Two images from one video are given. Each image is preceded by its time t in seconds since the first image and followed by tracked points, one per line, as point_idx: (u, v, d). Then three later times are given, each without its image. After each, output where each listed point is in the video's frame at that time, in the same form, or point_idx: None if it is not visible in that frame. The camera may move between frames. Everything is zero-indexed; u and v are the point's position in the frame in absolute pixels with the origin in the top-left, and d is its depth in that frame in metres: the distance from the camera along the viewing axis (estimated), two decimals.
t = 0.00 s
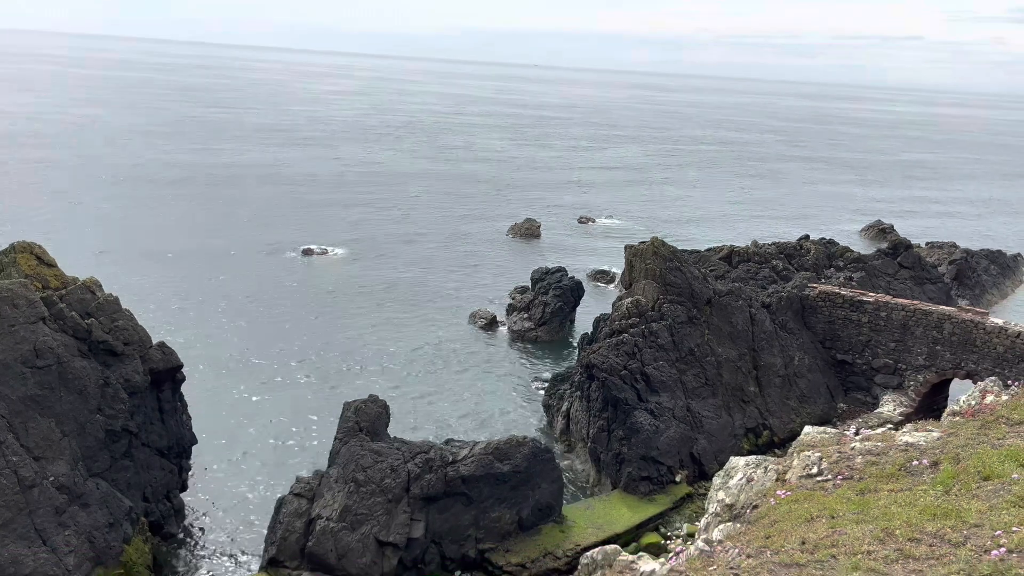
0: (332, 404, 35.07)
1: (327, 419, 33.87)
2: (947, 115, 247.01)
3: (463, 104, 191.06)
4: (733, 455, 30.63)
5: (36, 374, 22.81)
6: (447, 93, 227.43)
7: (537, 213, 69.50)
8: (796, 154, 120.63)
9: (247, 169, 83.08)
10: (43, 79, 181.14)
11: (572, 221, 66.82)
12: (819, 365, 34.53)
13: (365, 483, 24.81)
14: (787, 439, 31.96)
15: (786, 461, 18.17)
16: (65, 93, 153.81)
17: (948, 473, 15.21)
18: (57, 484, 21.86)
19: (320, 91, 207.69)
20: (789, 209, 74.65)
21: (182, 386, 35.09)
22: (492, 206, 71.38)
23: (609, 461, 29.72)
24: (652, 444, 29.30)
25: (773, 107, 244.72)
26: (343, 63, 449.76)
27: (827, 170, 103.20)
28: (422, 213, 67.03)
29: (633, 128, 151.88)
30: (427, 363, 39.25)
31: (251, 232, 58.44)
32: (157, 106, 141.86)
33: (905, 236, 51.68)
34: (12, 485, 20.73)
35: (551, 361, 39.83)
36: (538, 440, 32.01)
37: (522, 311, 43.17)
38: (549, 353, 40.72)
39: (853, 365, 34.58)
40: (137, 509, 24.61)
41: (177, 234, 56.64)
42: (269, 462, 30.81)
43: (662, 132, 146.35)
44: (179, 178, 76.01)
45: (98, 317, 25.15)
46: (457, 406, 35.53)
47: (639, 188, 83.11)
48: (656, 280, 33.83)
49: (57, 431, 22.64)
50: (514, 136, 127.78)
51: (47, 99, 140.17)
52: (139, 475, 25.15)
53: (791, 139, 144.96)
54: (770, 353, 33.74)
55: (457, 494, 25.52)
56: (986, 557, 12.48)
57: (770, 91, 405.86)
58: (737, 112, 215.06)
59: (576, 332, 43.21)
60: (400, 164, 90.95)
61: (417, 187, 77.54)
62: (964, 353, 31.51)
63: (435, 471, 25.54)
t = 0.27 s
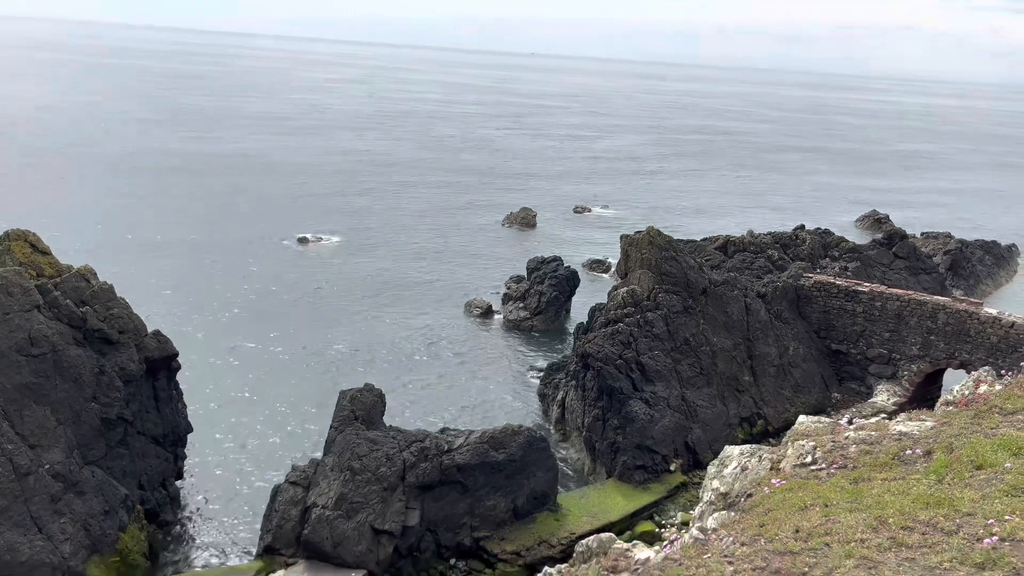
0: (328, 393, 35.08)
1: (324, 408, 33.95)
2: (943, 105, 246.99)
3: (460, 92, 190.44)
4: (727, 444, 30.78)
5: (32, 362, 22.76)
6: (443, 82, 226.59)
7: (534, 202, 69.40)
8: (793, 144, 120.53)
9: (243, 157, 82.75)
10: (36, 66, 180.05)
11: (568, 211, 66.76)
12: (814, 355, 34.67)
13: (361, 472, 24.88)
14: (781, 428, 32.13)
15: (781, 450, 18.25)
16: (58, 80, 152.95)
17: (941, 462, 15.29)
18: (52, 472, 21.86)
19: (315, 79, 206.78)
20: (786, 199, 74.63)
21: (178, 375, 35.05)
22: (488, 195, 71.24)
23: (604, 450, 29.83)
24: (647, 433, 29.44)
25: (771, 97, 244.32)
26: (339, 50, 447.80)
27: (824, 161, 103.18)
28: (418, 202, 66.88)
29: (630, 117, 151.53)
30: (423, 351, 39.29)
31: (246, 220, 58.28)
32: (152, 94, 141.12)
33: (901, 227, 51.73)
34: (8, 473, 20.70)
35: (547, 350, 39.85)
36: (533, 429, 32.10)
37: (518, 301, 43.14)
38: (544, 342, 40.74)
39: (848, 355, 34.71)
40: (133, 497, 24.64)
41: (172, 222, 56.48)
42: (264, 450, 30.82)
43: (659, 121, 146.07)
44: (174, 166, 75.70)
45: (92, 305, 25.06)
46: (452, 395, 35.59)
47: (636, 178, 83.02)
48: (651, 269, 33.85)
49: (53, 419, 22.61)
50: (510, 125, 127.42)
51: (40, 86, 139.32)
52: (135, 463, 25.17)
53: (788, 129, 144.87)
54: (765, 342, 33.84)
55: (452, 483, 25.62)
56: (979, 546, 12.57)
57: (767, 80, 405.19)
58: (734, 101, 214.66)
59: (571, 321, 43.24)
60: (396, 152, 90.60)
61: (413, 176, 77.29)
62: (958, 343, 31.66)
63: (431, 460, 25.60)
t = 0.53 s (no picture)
0: (326, 380, 35.16)
1: (324, 394, 34.03)
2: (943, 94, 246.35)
3: (459, 80, 189.67)
4: (725, 432, 30.92)
5: (30, 349, 22.76)
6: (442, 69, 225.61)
7: (533, 191, 69.24)
8: (793, 133, 120.23)
9: (241, 144, 82.46)
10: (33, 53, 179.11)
11: (567, 199, 66.62)
12: (811, 344, 34.77)
13: (360, 459, 24.97)
14: (779, 416, 32.27)
15: (778, 438, 18.31)
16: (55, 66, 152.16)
17: (937, 450, 15.35)
18: (51, 458, 21.89)
19: (314, 66, 205.86)
20: (785, 188, 74.49)
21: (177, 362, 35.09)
22: (487, 183, 71.07)
23: (602, 438, 29.95)
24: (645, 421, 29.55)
25: (771, 86, 243.51)
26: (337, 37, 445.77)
27: (824, 149, 102.94)
28: (417, 190, 66.72)
29: (630, 106, 151.02)
30: (421, 339, 39.31)
31: (245, 208, 58.13)
32: (149, 80, 140.45)
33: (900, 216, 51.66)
34: (7, 459, 20.72)
35: (545, 338, 39.87)
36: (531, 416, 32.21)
37: (516, 289, 43.12)
38: (542, 330, 40.77)
39: (845, 343, 34.81)
40: (132, 484, 24.71)
41: (170, 209, 56.32)
42: (263, 437, 30.89)
43: (659, 110, 145.61)
44: (172, 153, 75.42)
45: (91, 292, 25.04)
46: (451, 382, 35.69)
47: (635, 166, 82.80)
48: (649, 258, 33.85)
49: (52, 406, 22.61)
50: (510, 112, 126.97)
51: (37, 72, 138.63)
52: (134, 450, 25.24)
53: (788, 118, 144.46)
54: (763, 331, 33.93)
55: (450, 470, 25.74)
56: (973, 533, 12.64)
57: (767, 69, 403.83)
58: (734, 90, 213.90)
59: (570, 310, 43.25)
60: (394, 140, 90.25)
61: (411, 164, 77.04)
62: (955, 332, 31.74)
63: (429, 448, 25.68)
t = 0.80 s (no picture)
0: (325, 369, 35.18)
1: (323, 384, 34.04)
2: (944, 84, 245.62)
3: (458, 69, 188.99)
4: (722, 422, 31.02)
5: (28, 337, 22.75)
6: (441, 58, 224.71)
7: (532, 180, 69.06)
8: (793, 122, 119.89)
9: (239, 133, 82.17)
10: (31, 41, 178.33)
11: (566, 188, 66.46)
12: (809, 334, 34.84)
13: (358, 448, 25.02)
14: (777, 406, 32.39)
15: (774, 426, 18.35)
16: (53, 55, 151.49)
17: (932, 439, 15.38)
18: (50, 447, 21.92)
19: (312, 54, 205.10)
20: (784, 178, 74.33)
21: (175, 352, 35.09)
22: (486, 172, 70.86)
23: (600, 427, 30.02)
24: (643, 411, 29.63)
25: (771, 75, 242.70)
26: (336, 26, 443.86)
27: (824, 139, 102.66)
28: (415, 179, 66.53)
29: (629, 95, 150.53)
30: (420, 329, 39.33)
31: (243, 197, 57.98)
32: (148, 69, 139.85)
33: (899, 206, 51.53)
34: (6, 447, 20.76)
35: (544, 328, 39.87)
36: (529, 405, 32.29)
37: (515, 279, 43.06)
38: (541, 320, 40.72)
39: (844, 333, 34.88)
40: (130, 472, 24.77)
41: (169, 198, 56.15)
42: (261, 426, 30.91)
43: (659, 99, 145.09)
44: (170, 141, 75.15)
45: (89, 280, 25.04)
46: (449, 371, 35.73)
47: (634, 155, 82.59)
48: (648, 248, 33.83)
49: (50, 394, 22.62)
50: (509, 101, 126.53)
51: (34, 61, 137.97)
52: (132, 437, 25.29)
53: (788, 107, 144.02)
54: (761, 321, 33.99)
55: (449, 459, 25.83)
56: (968, 522, 12.68)
57: (768, 58, 402.50)
58: (734, 79, 213.29)
59: (568, 300, 43.19)
60: (392, 129, 89.94)
61: (410, 153, 76.83)
62: (953, 322, 31.78)
63: (428, 437, 25.75)
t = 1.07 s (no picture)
0: (321, 362, 35.16)
1: (319, 377, 34.05)
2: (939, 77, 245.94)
3: (453, 61, 188.34)
4: (717, 415, 31.16)
5: (23, 329, 22.67)
6: (436, 50, 223.89)
7: (527, 173, 68.96)
8: (788, 115, 119.84)
9: (234, 125, 81.82)
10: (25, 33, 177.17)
11: (561, 181, 66.41)
12: (804, 327, 34.96)
13: (353, 441, 25.04)
14: (771, 398, 32.54)
15: (769, 419, 18.41)
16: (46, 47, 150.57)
17: (926, 431, 15.44)
18: (44, 439, 21.88)
19: (307, 47, 204.34)
20: (779, 171, 74.37)
21: (170, 345, 35.03)
22: (482, 165, 70.76)
23: (596, 419, 30.10)
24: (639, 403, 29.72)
25: (767, 68, 242.43)
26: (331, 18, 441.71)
27: (819, 132, 102.68)
28: (411, 172, 66.38)
29: (625, 88, 150.28)
30: (416, 321, 39.33)
31: (238, 189, 57.81)
32: (142, 61, 139.10)
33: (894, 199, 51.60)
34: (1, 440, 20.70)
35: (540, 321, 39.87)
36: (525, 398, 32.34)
37: (510, 272, 43.04)
38: (537, 313, 40.72)
39: (838, 327, 35.01)
40: (126, 464, 24.77)
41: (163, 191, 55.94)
42: (257, 419, 30.90)
43: (655, 92, 144.90)
44: (164, 134, 74.78)
45: (83, 273, 25.04)
46: (445, 364, 35.74)
47: (630, 148, 82.52)
48: (644, 241, 33.86)
49: (45, 386, 22.57)
50: (505, 94, 126.23)
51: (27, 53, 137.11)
52: (127, 430, 25.29)
53: (783, 100, 143.86)
54: (756, 314, 34.08)
55: (444, 452, 25.88)
56: (960, 514, 12.74)
57: (763, 51, 401.95)
58: (730, 72, 213.10)
59: (563, 293, 43.19)
60: (388, 122, 89.74)
61: (405, 146, 76.67)
62: (947, 316, 31.87)
63: (423, 429, 25.80)
